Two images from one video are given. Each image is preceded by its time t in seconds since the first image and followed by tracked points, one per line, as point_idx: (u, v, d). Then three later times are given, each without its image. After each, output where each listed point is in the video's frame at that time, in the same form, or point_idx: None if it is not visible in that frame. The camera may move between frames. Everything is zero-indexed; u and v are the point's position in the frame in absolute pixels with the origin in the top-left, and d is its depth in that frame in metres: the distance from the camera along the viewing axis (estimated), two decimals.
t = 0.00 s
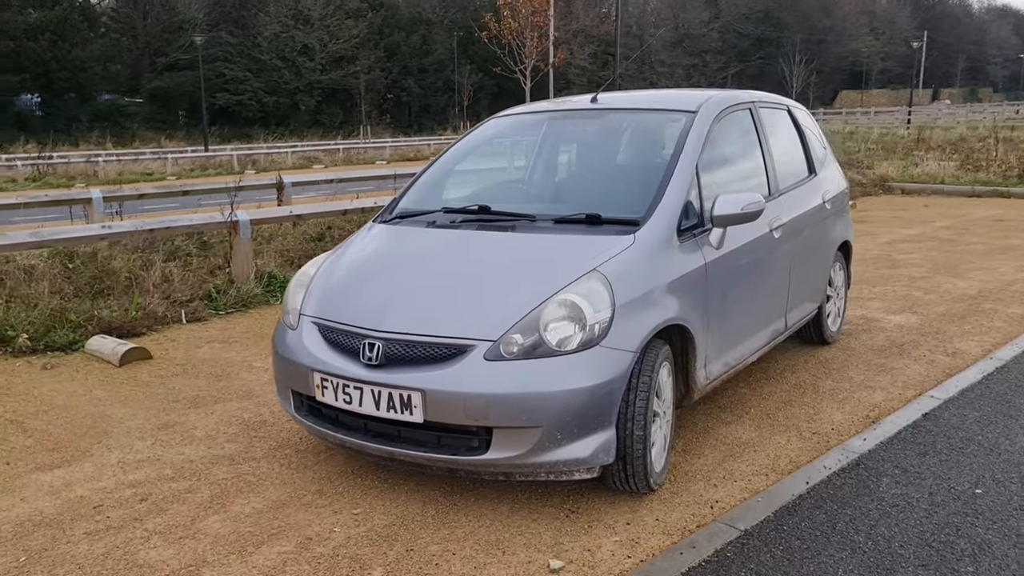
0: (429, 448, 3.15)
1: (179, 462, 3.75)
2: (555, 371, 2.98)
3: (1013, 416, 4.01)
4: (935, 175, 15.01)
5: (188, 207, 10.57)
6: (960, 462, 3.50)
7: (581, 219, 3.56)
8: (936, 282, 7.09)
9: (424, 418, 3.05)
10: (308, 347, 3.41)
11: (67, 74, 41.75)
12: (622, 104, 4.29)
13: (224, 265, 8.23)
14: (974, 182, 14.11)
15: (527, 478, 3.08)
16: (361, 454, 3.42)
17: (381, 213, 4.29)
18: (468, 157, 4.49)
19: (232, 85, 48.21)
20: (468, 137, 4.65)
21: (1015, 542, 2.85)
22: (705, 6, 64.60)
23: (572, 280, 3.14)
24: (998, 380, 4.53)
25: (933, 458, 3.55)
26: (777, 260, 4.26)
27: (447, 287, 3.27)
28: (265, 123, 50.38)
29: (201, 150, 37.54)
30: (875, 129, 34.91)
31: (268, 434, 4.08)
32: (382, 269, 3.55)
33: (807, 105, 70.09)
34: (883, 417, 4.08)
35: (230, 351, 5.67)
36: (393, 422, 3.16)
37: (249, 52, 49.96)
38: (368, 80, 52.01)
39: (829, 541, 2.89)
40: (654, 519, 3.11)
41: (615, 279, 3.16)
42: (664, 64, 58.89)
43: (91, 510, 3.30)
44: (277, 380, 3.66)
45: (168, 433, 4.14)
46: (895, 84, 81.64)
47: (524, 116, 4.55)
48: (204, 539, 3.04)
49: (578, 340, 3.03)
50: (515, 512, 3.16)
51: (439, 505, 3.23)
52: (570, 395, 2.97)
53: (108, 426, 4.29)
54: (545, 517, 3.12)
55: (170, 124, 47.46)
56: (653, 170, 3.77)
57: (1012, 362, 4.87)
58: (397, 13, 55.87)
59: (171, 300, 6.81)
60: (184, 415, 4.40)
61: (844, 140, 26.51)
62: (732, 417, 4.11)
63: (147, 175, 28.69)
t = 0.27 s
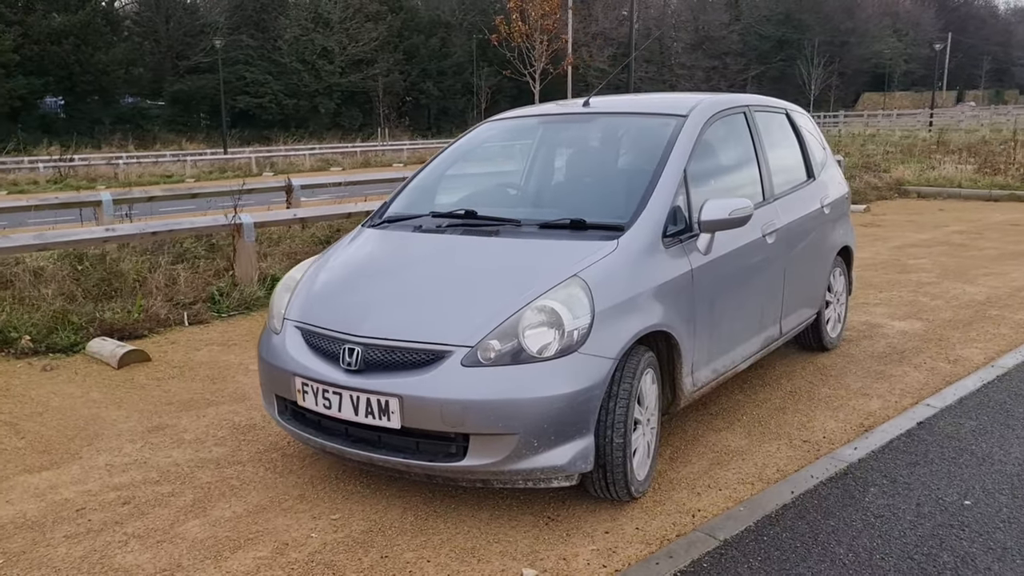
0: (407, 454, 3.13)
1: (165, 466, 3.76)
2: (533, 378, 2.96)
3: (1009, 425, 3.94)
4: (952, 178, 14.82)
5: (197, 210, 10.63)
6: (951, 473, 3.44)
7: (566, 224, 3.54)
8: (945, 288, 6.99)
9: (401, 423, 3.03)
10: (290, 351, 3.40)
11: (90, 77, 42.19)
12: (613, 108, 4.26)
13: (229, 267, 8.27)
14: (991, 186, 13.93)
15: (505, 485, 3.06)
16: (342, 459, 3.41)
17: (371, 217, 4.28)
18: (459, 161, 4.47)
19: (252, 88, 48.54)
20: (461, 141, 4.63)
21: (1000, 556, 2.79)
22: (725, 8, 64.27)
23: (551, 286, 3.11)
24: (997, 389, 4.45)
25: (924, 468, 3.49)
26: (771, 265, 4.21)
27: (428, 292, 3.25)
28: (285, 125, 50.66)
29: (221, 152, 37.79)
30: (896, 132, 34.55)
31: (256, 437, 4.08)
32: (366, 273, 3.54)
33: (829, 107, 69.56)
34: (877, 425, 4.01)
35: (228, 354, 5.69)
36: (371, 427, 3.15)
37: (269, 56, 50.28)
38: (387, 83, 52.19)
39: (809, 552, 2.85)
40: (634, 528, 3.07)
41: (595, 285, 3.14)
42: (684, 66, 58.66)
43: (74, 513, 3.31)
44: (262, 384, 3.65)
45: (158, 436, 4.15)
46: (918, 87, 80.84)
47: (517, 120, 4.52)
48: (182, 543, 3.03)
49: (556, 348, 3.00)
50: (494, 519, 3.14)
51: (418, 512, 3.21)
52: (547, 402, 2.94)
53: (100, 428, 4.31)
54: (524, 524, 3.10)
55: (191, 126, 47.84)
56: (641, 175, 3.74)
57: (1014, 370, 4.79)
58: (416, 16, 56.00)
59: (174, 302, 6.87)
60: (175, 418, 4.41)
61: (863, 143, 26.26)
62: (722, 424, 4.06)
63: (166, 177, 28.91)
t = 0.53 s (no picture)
0: (383, 457, 3.12)
1: (149, 466, 3.77)
2: (508, 381, 2.94)
3: (998, 431, 3.89)
4: (962, 183, 14.71)
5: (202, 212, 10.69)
6: (933, 479, 3.41)
7: (546, 226, 3.53)
8: (945, 292, 6.93)
9: (377, 426, 3.03)
10: (269, 353, 3.41)
11: (105, 80, 42.54)
12: (600, 111, 4.25)
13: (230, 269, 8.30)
14: (1001, 190, 13.81)
15: (480, 488, 3.05)
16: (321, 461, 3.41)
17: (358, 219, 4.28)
18: (447, 164, 4.47)
19: (265, 90, 48.78)
20: (450, 143, 4.63)
21: (977, 564, 2.76)
22: (739, 10, 64.10)
23: (528, 288, 3.10)
24: (989, 395, 4.40)
25: (908, 474, 3.45)
26: (758, 269, 4.18)
27: (405, 294, 3.25)
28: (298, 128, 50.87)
29: (234, 155, 37.97)
30: (909, 136, 34.36)
31: (242, 438, 4.09)
32: (347, 275, 3.54)
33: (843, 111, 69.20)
34: (864, 430, 3.98)
35: (222, 355, 5.71)
36: (348, 430, 3.15)
37: (283, 59, 50.54)
38: (400, 86, 52.35)
39: (783, 558, 2.82)
40: (610, 532, 3.06)
41: (573, 288, 3.12)
42: (697, 69, 58.52)
43: (54, 514, 3.33)
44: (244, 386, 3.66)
45: (145, 437, 4.17)
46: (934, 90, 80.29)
47: (505, 123, 4.52)
48: (158, 544, 3.04)
49: (533, 349, 2.99)
50: (470, 522, 3.13)
51: (395, 514, 3.21)
52: (521, 405, 2.93)
53: (89, 429, 4.33)
54: (498, 528, 3.09)
55: (205, 129, 48.12)
56: (624, 177, 3.73)
57: (1008, 375, 4.74)
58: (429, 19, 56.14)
59: (173, 303, 6.90)
60: (163, 419, 4.42)
61: (875, 147, 26.14)
62: (708, 428, 4.04)
63: (179, 179, 29.08)
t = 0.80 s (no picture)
0: (365, 458, 3.12)
1: (140, 466, 3.80)
2: (489, 383, 2.94)
3: (995, 438, 3.83)
4: (981, 188, 14.51)
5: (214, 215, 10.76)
6: (924, 486, 3.36)
7: (534, 228, 3.52)
8: (954, 298, 6.83)
9: (358, 427, 3.03)
10: (256, 354, 3.42)
11: (129, 86, 43.00)
12: (594, 115, 4.24)
13: (239, 271, 8.35)
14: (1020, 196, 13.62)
15: (461, 490, 3.04)
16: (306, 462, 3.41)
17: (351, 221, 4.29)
18: (441, 166, 4.47)
19: (286, 96, 49.11)
20: (445, 146, 4.63)
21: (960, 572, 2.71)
22: (760, 15, 63.77)
23: (510, 290, 3.10)
24: (989, 401, 4.33)
25: (898, 481, 3.41)
26: (753, 273, 4.15)
27: (390, 296, 3.25)
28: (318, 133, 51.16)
29: (254, 159, 38.24)
30: (932, 141, 33.98)
31: (234, 439, 4.11)
32: (335, 276, 3.55)
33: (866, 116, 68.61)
34: (858, 436, 3.93)
35: (224, 357, 5.74)
36: (331, 431, 3.15)
37: (303, 65, 50.86)
38: (420, 91, 52.53)
39: (764, 564, 2.79)
40: (591, 535, 3.04)
41: (556, 290, 3.11)
42: (718, 74, 58.28)
43: (42, 511, 3.36)
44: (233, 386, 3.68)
45: (140, 436, 4.20)
46: (959, 95, 79.40)
47: (500, 127, 4.52)
48: (140, 543, 3.06)
49: (514, 351, 2.98)
50: (451, 524, 3.13)
51: (378, 516, 3.20)
52: (501, 408, 2.92)
53: (86, 428, 4.37)
54: (479, 530, 3.08)
55: (226, 134, 48.53)
56: (613, 180, 3.71)
57: (1011, 382, 4.66)
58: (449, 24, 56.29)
59: (179, 305, 6.95)
60: (159, 420, 4.45)
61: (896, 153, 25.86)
62: (700, 433, 4.01)
63: (199, 184, 29.32)
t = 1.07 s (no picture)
0: (354, 456, 3.13)
1: (138, 463, 3.83)
2: (476, 383, 2.93)
3: (996, 444, 3.77)
4: (1003, 193, 14.31)
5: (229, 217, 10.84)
6: (920, 491, 3.31)
7: (527, 229, 3.52)
8: (967, 303, 6.74)
9: (346, 426, 3.04)
10: (249, 353, 3.44)
11: (155, 91, 43.48)
12: (592, 117, 4.24)
13: (251, 272, 8.41)
14: None
15: (448, 490, 3.04)
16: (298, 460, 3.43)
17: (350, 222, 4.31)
18: (440, 168, 4.49)
19: (309, 100, 49.43)
20: (445, 148, 4.65)
21: None
22: (784, 19, 63.37)
23: (500, 289, 3.10)
24: (993, 407, 4.27)
25: (894, 486, 3.36)
26: (752, 275, 4.13)
27: (381, 295, 3.26)
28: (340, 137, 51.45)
29: (277, 164, 38.51)
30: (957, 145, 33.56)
31: (233, 438, 4.14)
32: (328, 275, 3.57)
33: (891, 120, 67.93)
34: (857, 440, 3.89)
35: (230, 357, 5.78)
36: (320, 429, 3.16)
37: (326, 69, 51.19)
38: (441, 95, 52.67)
39: (750, 567, 2.77)
40: (579, 537, 3.02)
41: (545, 290, 3.11)
42: (741, 79, 57.95)
43: (39, 507, 3.40)
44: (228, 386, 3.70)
45: (141, 434, 4.24)
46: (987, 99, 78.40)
47: (499, 129, 4.53)
48: (131, 539, 3.08)
49: (502, 350, 2.98)
50: (439, 524, 3.13)
51: (367, 515, 3.21)
52: (487, 408, 2.92)
53: (89, 426, 4.42)
54: (466, 530, 3.08)
55: (250, 138, 48.94)
56: (608, 181, 3.71)
57: (1018, 388, 4.59)
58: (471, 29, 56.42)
59: (189, 306, 7.01)
60: (160, 418, 4.49)
61: (920, 157, 25.55)
62: (697, 436, 3.98)
63: (221, 188, 29.56)
